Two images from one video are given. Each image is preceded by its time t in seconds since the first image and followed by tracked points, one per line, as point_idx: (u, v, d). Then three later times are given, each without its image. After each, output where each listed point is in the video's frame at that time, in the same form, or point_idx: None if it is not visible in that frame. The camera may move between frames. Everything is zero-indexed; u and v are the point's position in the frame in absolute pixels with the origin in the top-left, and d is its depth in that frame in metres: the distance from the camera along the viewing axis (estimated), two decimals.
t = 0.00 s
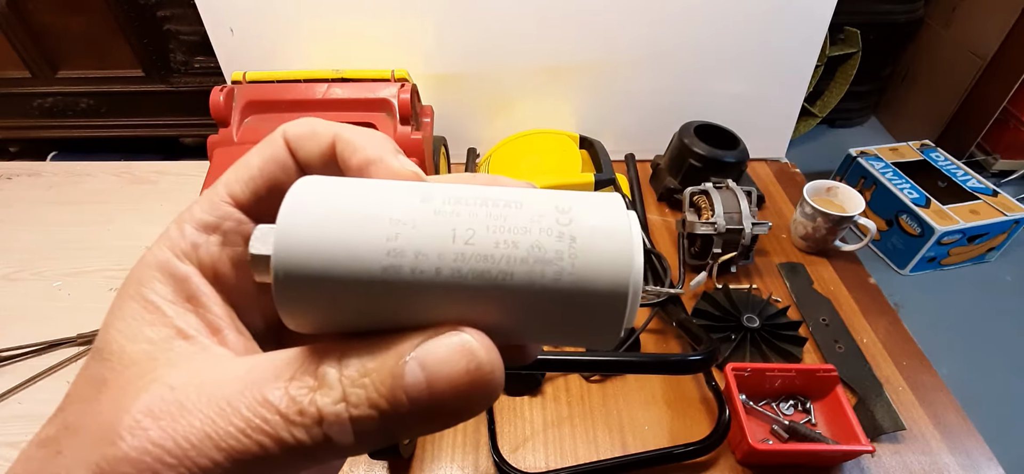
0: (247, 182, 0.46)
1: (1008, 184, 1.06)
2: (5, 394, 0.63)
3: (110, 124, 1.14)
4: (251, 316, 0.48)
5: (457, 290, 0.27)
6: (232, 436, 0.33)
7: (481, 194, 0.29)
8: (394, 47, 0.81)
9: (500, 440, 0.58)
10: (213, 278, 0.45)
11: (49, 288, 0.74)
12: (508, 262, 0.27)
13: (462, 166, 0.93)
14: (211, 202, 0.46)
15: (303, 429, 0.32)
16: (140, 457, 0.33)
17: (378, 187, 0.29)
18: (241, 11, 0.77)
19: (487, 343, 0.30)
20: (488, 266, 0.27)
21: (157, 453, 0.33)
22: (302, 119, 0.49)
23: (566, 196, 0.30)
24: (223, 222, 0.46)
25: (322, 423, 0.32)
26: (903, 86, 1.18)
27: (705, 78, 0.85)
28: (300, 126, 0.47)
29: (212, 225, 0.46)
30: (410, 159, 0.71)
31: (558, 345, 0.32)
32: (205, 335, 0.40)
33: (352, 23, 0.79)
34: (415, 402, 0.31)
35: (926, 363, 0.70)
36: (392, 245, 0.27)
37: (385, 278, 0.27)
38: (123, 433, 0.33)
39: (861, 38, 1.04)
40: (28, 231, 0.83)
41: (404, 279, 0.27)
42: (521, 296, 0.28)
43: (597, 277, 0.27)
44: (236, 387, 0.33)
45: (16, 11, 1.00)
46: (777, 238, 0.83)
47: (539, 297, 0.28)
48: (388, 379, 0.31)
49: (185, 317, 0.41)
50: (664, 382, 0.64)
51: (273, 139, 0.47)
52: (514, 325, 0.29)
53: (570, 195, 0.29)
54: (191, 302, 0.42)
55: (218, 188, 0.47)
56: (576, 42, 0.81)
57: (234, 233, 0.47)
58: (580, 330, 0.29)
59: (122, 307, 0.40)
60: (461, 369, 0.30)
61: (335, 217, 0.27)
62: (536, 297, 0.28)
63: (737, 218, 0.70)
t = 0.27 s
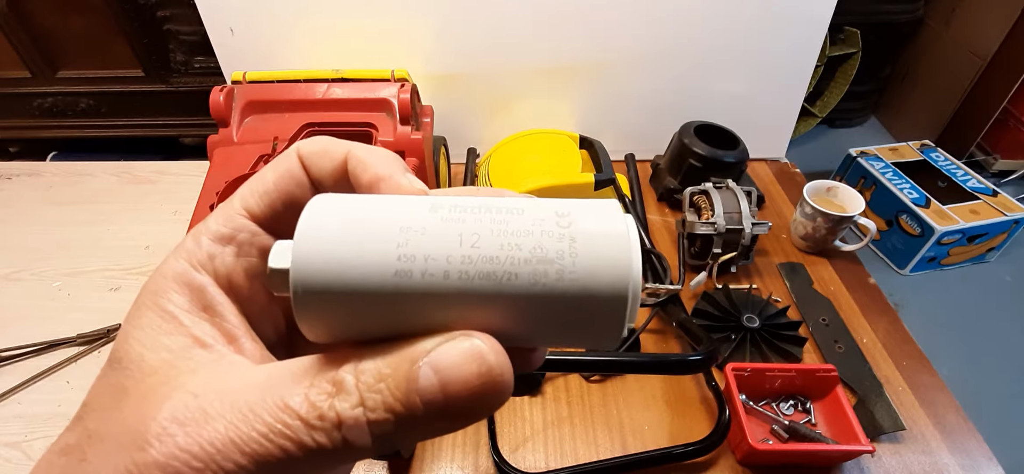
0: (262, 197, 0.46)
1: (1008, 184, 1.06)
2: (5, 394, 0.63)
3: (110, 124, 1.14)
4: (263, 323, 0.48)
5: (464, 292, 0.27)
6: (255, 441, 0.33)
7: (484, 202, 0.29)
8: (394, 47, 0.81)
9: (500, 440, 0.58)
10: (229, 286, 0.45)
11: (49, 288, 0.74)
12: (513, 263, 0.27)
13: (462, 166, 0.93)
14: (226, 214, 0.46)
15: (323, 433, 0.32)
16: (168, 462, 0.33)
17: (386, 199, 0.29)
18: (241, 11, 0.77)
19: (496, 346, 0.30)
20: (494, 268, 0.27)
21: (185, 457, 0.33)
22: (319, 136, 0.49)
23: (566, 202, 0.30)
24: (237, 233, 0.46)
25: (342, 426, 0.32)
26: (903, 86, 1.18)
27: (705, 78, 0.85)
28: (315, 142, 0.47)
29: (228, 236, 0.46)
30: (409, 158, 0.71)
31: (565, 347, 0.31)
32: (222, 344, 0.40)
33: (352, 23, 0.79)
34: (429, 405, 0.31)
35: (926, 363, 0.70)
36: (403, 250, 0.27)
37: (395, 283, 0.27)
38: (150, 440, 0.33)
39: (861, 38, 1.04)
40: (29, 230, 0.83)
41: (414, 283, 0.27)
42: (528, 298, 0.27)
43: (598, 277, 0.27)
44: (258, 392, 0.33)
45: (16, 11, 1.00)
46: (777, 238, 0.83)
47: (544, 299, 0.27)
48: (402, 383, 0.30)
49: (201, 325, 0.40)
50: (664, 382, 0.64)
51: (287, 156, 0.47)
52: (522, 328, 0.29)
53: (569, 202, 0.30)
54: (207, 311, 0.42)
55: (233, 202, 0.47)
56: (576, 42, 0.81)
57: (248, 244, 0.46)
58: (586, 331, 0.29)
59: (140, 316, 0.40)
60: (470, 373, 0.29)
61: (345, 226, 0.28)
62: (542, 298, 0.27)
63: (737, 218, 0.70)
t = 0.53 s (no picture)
0: (262, 199, 0.47)
1: (1008, 184, 1.06)
2: (5, 394, 0.63)
3: (110, 124, 1.14)
4: (264, 330, 0.48)
5: (464, 302, 0.27)
6: (266, 451, 0.33)
7: (482, 211, 0.29)
8: (394, 47, 0.81)
9: (500, 440, 0.58)
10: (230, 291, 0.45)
11: (49, 288, 0.74)
12: (511, 273, 0.27)
13: (462, 166, 0.93)
14: (228, 218, 0.47)
15: (335, 443, 0.32)
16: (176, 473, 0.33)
17: (384, 211, 0.29)
18: (241, 11, 0.77)
19: (511, 360, 0.31)
20: (493, 278, 0.27)
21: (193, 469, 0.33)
22: (319, 141, 0.50)
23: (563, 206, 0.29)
24: (238, 237, 0.46)
25: (354, 437, 0.32)
26: (903, 86, 1.18)
27: (705, 78, 0.85)
28: (317, 147, 0.49)
29: (229, 239, 0.46)
30: (409, 158, 0.71)
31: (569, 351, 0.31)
32: (224, 350, 0.40)
33: (352, 23, 0.79)
34: (442, 415, 0.31)
35: (926, 363, 0.70)
36: (402, 263, 0.27)
37: (396, 296, 0.27)
38: (157, 450, 0.33)
39: (861, 38, 1.04)
40: (29, 231, 0.83)
41: (414, 295, 0.27)
42: (529, 307, 0.27)
43: (597, 282, 0.27)
44: (267, 402, 0.33)
45: (16, 11, 1.00)
46: (777, 238, 0.83)
47: (545, 307, 0.27)
48: (416, 395, 0.31)
49: (204, 332, 0.40)
50: (664, 382, 0.64)
51: (289, 160, 0.48)
52: (526, 337, 0.29)
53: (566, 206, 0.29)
54: (210, 317, 0.42)
55: (234, 204, 0.48)
56: (576, 41, 0.81)
57: (249, 247, 0.47)
58: (590, 336, 0.29)
59: (141, 323, 0.40)
60: (487, 384, 0.30)
61: (343, 240, 0.28)
62: (543, 307, 0.27)
63: (737, 218, 0.70)
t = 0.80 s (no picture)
0: (259, 203, 0.47)
1: (1008, 184, 1.06)
2: (5, 394, 0.63)
3: (110, 124, 1.14)
4: (260, 330, 0.48)
5: (466, 311, 0.27)
6: (267, 454, 0.33)
7: (483, 218, 0.29)
8: (394, 47, 0.81)
9: (500, 440, 0.58)
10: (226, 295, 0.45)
11: (49, 288, 0.74)
12: (512, 283, 0.27)
13: (462, 166, 0.93)
14: (222, 221, 0.47)
15: (337, 445, 0.33)
16: None
17: (384, 217, 0.29)
18: (242, 11, 0.77)
19: (510, 363, 0.31)
20: (494, 288, 0.27)
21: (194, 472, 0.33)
22: (315, 144, 0.50)
23: (563, 214, 0.29)
24: (233, 241, 0.46)
25: (356, 438, 0.32)
26: (903, 87, 1.18)
27: (705, 78, 0.85)
28: (312, 150, 0.48)
29: (224, 243, 0.46)
30: (409, 157, 0.71)
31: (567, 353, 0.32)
32: (221, 354, 0.40)
33: (352, 23, 0.79)
34: (444, 417, 0.31)
35: (926, 363, 0.70)
36: (402, 272, 0.27)
37: (399, 304, 0.27)
38: (156, 454, 0.33)
39: (861, 38, 1.04)
40: (29, 231, 0.83)
41: (415, 304, 0.27)
42: (529, 315, 0.28)
43: (597, 292, 0.27)
44: (267, 405, 0.34)
45: (16, 11, 1.00)
46: (777, 238, 0.83)
47: (545, 314, 0.28)
48: (420, 398, 0.31)
49: (201, 336, 0.40)
50: (664, 383, 0.64)
51: (285, 163, 0.48)
52: (526, 342, 0.30)
53: (565, 214, 0.29)
54: (206, 320, 0.42)
55: (230, 208, 0.48)
56: (575, 41, 0.81)
57: (244, 250, 0.47)
58: (588, 341, 0.29)
59: (137, 328, 0.40)
60: (490, 384, 0.30)
61: (343, 248, 0.28)
62: (543, 316, 0.28)
63: (737, 218, 0.70)
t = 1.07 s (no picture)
0: (242, 192, 0.47)
1: (1008, 184, 1.06)
2: (5, 394, 0.63)
3: (110, 124, 1.14)
4: (244, 323, 0.48)
5: (457, 297, 0.27)
6: (250, 445, 0.33)
7: (475, 203, 0.29)
8: (394, 47, 0.81)
9: (500, 440, 0.58)
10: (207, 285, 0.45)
11: (49, 288, 0.74)
12: (505, 270, 0.27)
13: (462, 166, 0.93)
14: (203, 211, 0.46)
15: (320, 434, 0.33)
16: (158, 469, 0.32)
17: (376, 199, 0.29)
18: (241, 11, 0.77)
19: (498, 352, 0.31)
20: (486, 274, 0.27)
21: (176, 464, 0.32)
22: (300, 131, 0.49)
23: (557, 202, 0.29)
24: (215, 231, 0.46)
25: (340, 428, 0.32)
26: (903, 87, 1.18)
27: (704, 78, 0.85)
28: (297, 137, 0.48)
29: (205, 234, 0.45)
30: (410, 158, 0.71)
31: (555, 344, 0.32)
32: (205, 346, 0.40)
33: (351, 22, 0.79)
34: (428, 406, 0.31)
35: (926, 363, 0.70)
36: (393, 256, 0.27)
37: (387, 287, 0.27)
38: (138, 447, 0.33)
39: (861, 38, 1.04)
40: (29, 231, 0.83)
41: (406, 288, 0.27)
42: (521, 302, 0.28)
43: (590, 281, 0.27)
44: (250, 396, 0.33)
45: (16, 11, 1.00)
46: (777, 238, 0.83)
47: (537, 301, 0.28)
48: (404, 385, 0.31)
49: (182, 328, 0.40)
50: (664, 383, 0.64)
51: (269, 151, 0.47)
52: (515, 329, 0.30)
53: (560, 202, 0.29)
54: (188, 312, 0.42)
55: (212, 199, 0.47)
56: (575, 41, 0.81)
57: (226, 240, 0.46)
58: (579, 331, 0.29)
59: (116, 320, 0.39)
60: (474, 372, 0.30)
61: (334, 229, 0.27)
62: (534, 303, 0.28)
63: (737, 218, 0.70)
